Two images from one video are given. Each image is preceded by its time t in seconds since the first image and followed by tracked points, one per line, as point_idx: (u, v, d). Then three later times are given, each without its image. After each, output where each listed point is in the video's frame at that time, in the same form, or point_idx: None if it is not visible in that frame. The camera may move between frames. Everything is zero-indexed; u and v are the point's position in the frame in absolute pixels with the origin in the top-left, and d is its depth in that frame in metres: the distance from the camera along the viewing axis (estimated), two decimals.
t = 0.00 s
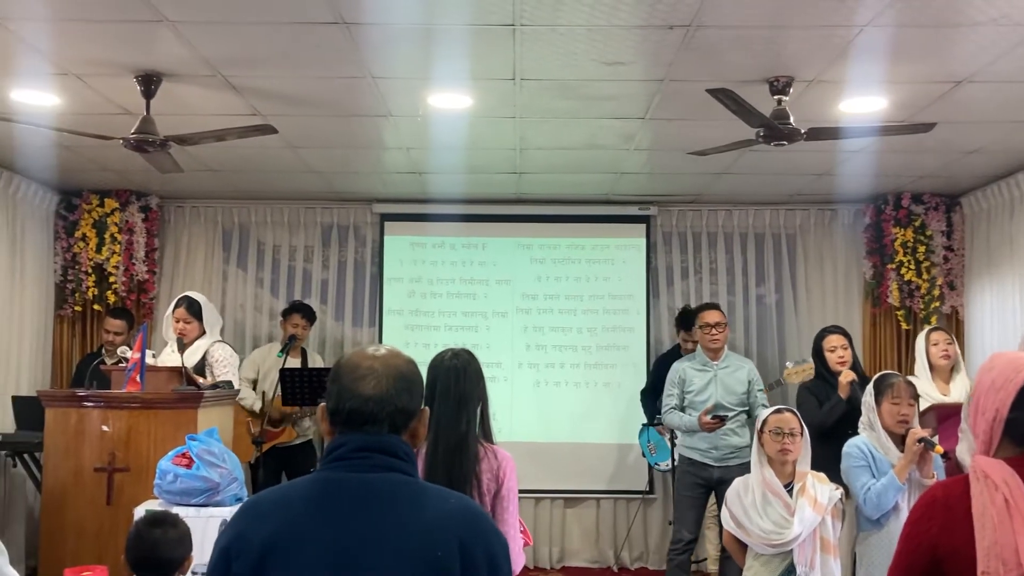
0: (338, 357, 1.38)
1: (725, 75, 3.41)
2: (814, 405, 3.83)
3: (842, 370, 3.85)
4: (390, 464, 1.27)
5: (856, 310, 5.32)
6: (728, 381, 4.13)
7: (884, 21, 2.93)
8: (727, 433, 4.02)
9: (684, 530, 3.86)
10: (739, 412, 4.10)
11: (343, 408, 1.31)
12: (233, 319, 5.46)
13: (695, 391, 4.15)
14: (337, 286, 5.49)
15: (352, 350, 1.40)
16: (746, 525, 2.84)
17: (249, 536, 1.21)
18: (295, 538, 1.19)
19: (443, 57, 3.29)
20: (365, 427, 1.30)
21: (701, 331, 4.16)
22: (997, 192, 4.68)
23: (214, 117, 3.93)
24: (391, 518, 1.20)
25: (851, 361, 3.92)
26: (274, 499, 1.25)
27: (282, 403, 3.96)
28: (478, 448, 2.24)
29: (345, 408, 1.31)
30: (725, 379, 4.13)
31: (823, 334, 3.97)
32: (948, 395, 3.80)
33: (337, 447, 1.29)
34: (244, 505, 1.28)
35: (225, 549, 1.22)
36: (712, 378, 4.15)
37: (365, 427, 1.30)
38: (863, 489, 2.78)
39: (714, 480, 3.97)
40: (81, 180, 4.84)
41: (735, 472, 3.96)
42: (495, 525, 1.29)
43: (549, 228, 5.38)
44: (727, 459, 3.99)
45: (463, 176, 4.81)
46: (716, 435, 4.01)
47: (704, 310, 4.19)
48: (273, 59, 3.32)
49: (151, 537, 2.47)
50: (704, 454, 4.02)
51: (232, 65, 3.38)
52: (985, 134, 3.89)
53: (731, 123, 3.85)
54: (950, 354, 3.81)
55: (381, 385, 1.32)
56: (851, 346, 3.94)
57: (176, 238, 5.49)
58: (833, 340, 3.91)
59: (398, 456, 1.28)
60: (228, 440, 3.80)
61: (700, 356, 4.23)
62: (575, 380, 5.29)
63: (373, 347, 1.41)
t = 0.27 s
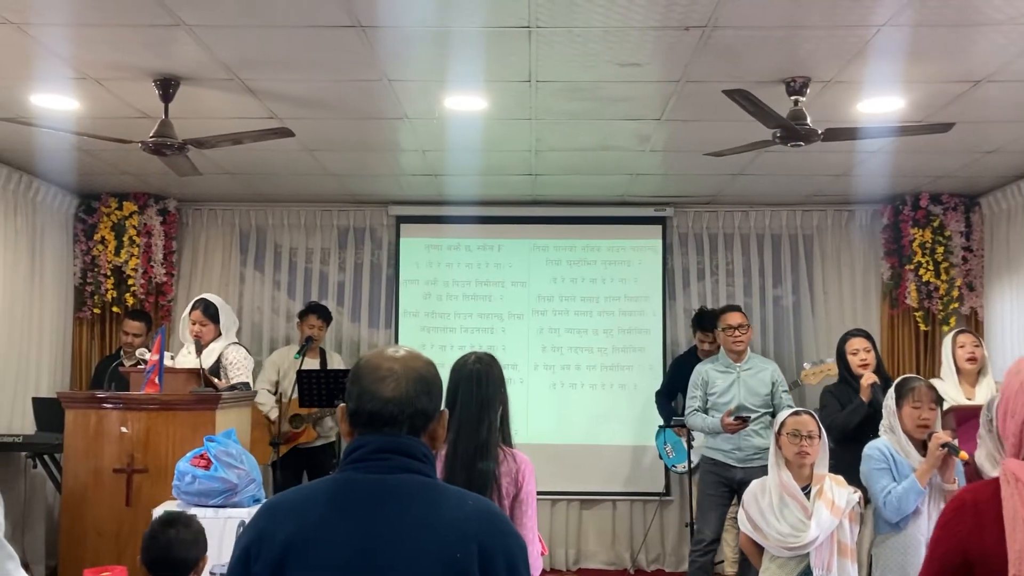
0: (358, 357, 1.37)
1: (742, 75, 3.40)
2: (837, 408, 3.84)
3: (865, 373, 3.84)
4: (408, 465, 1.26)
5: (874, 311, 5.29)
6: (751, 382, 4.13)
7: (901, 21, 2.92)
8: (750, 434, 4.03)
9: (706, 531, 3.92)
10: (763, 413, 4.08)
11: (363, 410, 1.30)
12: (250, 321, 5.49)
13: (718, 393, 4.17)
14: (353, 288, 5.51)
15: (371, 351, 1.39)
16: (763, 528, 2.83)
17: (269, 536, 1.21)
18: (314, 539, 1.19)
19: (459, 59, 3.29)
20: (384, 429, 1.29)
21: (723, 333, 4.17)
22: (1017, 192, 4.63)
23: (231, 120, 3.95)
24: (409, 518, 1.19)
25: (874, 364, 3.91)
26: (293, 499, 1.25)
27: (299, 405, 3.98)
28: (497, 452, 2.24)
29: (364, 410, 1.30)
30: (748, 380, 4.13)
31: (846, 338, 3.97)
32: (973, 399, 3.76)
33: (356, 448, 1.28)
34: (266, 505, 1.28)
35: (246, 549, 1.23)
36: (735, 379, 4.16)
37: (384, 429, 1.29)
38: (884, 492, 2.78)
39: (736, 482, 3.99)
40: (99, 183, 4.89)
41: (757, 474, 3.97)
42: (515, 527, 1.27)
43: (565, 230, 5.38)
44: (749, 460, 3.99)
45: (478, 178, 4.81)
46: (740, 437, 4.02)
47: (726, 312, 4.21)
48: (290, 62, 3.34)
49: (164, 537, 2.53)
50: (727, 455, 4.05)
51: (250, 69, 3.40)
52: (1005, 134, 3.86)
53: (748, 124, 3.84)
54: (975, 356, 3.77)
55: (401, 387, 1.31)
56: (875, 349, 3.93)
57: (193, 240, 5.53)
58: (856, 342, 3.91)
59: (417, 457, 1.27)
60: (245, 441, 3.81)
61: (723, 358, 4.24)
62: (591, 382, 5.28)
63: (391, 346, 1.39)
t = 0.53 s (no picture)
0: (375, 360, 1.40)
1: (758, 76, 3.40)
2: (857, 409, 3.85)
3: (885, 373, 3.83)
4: (423, 466, 1.27)
5: (893, 312, 5.26)
6: (772, 383, 4.12)
7: (919, 21, 2.91)
8: (771, 435, 4.01)
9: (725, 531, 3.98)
10: (783, 415, 4.08)
11: (379, 411, 1.33)
12: (267, 323, 5.52)
13: (739, 394, 4.18)
14: (369, 289, 5.53)
15: (387, 354, 1.42)
16: (785, 530, 2.82)
17: (285, 535, 1.22)
18: (330, 538, 1.19)
19: (475, 61, 3.30)
20: (399, 429, 1.31)
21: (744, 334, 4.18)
22: None
23: (249, 123, 3.98)
24: (425, 518, 1.20)
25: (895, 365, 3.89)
26: (310, 499, 1.25)
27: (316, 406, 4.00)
28: (514, 455, 2.24)
29: (380, 411, 1.33)
30: (768, 381, 4.13)
31: (867, 338, 3.95)
32: (995, 400, 3.74)
33: (372, 448, 1.30)
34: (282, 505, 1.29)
35: (263, 548, 1.23)
36: (756, 380, 4.16)
37: (400, 429, 1.31)
38: (907, 495, 2.78)
39: (756, 483, 3.97)
40: (118, 186, 4.93)
41: (778, 475, 3.94)
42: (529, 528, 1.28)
43: (580, 231, 5.39)
44: (769, 461, 3.97)
45: (493, 180, 4.82)
46: (760, 438, 4.01)
47: (746, 313, 4.20)
48: (307, 66, 3.36)
49: (179, 538, 2.57)
50: (746, 456, 4.03)
51: (267, 72, 3.42)
52: None
53: (764, 125, 3.83)
54: (997, 357, 3.74)
55: (417, 388, 1.34)
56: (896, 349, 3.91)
57: (211, 242, 5.57)
58: (878, 343, 3.88)
59: (432, 459, 1.29)
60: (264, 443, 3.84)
61: (744, 359, 4.25)
62: (608, 384, 5.28)
63: (407, 349, 1.43)
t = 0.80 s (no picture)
0: (384, 362, 1.41)
1: (772, 76, 3.39)
2: (873, 409, 3.84)
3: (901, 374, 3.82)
4: (431, 465, 1.28)
5: (908, 313, 5.24)
6: (788, 386, 4.12)
7: (934, 20, 2.89)
8: (785, 437, 4.03)
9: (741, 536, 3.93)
10: (798, 417, 4.08)
11: (388, 412, 1.34)
12: (282, 325, 5.55)
13: (755, 394, 4.17)
14: (383, 291, 5.55)
15: (396, 355, 1.43)
16: (810, 532, 2.83)
17: (295, 535, 1.22)
18: (340, 537, 1.20)
19: (488, 63, 3.31)
20: (407, 430, 1.32)
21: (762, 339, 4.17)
22: None
23: (264, 126, 4.00)
24: (434, 518, 1.21)
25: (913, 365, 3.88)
26: (319, 499, 1.26)
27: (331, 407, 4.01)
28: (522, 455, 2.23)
29: (389, 412, 1.34)
30: (784, 384, 4.13)
31: (885, 339, 3.93)
32: (1013, 401, 3.71)
33: (381, 449, 1.31)
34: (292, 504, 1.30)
35: (272, 548, 1.24)
36: (772, 382, 4.16)
37: (408, 430, 1.32)
38: (933, 499, 2.79)
39: (772, 486, 3.97)
40: (134, 189, 4.97)
41: (793, 478, 3.95)
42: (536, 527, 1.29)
43: (593, 233, 5.38)
44: (783, 464, 3.98)
45: (506, 181, 4.83)
46: (775, 440, 4.01)
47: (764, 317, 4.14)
48: (322, 68, 3.37)
49: (195, 539, 2.58)
50: (761, 458, 4.03)
51: (282, 75, 3.44)
52: None
53: (778, 125, 3.83)
54: (1016, 357, 3.72)
55: (425, 390, 1.34)
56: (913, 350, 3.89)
57: (226, 245, 5.61)
58: (895, 343, 3.87)
59: (441, 458, 1.29)
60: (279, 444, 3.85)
61: (761, 360, 4.25)
62: (622, 385, 5.28)
63: (416, 351, 1.44)
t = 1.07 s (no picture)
0: (389, 363, 1.41)
1: (786, 76, 3.38)
2: (888, 410, 3.88)
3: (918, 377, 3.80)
4: (436, 466, 1.28)
5: (924, 314, 5.21)
6: (801, 388, 4.11)
7: (950, 19, 2.88)
8: (796, 438, 4.04)
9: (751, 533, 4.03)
10: (809, 420, 4.07)
11: (393, 413, 1.33)
12: (297, 326, 5.57)
13: (767, 393, 4.19)
14: (397, 292, 5.57)
15: (403, 356, 1.43)
16: (837, 536, 2.86)
17: (303, 535, 1.24)
18: (346, 537, 1.21)
19: (501, 64, 3.31)
20: (413, 431, 1.32)
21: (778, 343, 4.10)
22: None
23: (278, 128, 4.01)
24: (438, 518, 1.21)
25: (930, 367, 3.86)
26: (327, 500, 1.27)
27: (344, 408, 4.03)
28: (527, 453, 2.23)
29: (395, 413, 1.33)
30: (798, 386, 4.12)
31: (902, 339, 3.91)
32: None
33: (388, 450, 1.31)
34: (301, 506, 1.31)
35: (281, 548, 1.25)
36: (786, 383, 4.15)
37: (413, 431, 1.32)
38: (956, 507, 2.79)
39: (781, 486, 4.01)
40: (150, 191, 5.01)
41: (803, 478, 3.97)
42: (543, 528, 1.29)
43: (606, 234, 5.38)
44: (793, 464, 4.00)
45: (519, 182, 4.83)
46: (784, 440, 4.04)
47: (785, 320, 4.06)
48: (336, 70, 3.39)
49: (211, 537, 2.60)
50: (771, 458, 4.08)
51: (297, 78, 3.45)
52: None
53: (793, 125, 3.81)
54: None
55: (431, 390, 1.34)
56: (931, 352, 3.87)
57: (241, 246, 5.64)
58: (913, 346, 3.84)
59: (446, 458, 1.30)
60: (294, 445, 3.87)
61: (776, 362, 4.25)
62: (636, 387, 5.27)
63: (423, 352, 1.43)
